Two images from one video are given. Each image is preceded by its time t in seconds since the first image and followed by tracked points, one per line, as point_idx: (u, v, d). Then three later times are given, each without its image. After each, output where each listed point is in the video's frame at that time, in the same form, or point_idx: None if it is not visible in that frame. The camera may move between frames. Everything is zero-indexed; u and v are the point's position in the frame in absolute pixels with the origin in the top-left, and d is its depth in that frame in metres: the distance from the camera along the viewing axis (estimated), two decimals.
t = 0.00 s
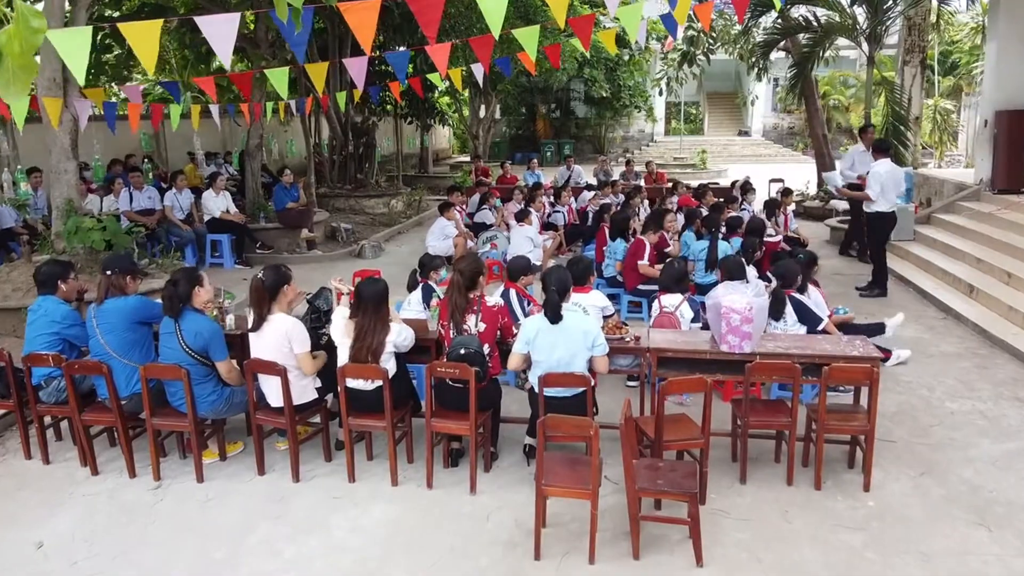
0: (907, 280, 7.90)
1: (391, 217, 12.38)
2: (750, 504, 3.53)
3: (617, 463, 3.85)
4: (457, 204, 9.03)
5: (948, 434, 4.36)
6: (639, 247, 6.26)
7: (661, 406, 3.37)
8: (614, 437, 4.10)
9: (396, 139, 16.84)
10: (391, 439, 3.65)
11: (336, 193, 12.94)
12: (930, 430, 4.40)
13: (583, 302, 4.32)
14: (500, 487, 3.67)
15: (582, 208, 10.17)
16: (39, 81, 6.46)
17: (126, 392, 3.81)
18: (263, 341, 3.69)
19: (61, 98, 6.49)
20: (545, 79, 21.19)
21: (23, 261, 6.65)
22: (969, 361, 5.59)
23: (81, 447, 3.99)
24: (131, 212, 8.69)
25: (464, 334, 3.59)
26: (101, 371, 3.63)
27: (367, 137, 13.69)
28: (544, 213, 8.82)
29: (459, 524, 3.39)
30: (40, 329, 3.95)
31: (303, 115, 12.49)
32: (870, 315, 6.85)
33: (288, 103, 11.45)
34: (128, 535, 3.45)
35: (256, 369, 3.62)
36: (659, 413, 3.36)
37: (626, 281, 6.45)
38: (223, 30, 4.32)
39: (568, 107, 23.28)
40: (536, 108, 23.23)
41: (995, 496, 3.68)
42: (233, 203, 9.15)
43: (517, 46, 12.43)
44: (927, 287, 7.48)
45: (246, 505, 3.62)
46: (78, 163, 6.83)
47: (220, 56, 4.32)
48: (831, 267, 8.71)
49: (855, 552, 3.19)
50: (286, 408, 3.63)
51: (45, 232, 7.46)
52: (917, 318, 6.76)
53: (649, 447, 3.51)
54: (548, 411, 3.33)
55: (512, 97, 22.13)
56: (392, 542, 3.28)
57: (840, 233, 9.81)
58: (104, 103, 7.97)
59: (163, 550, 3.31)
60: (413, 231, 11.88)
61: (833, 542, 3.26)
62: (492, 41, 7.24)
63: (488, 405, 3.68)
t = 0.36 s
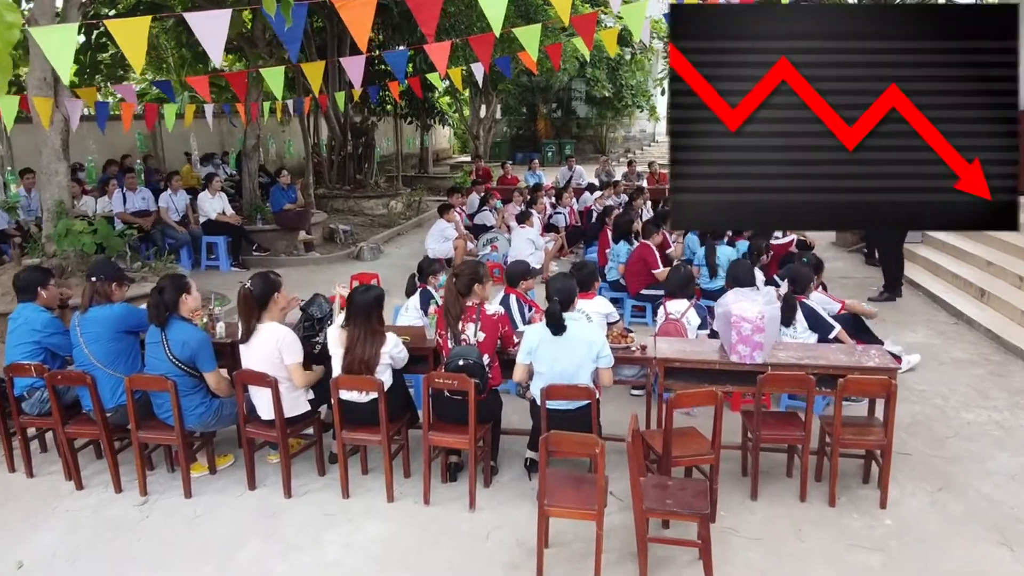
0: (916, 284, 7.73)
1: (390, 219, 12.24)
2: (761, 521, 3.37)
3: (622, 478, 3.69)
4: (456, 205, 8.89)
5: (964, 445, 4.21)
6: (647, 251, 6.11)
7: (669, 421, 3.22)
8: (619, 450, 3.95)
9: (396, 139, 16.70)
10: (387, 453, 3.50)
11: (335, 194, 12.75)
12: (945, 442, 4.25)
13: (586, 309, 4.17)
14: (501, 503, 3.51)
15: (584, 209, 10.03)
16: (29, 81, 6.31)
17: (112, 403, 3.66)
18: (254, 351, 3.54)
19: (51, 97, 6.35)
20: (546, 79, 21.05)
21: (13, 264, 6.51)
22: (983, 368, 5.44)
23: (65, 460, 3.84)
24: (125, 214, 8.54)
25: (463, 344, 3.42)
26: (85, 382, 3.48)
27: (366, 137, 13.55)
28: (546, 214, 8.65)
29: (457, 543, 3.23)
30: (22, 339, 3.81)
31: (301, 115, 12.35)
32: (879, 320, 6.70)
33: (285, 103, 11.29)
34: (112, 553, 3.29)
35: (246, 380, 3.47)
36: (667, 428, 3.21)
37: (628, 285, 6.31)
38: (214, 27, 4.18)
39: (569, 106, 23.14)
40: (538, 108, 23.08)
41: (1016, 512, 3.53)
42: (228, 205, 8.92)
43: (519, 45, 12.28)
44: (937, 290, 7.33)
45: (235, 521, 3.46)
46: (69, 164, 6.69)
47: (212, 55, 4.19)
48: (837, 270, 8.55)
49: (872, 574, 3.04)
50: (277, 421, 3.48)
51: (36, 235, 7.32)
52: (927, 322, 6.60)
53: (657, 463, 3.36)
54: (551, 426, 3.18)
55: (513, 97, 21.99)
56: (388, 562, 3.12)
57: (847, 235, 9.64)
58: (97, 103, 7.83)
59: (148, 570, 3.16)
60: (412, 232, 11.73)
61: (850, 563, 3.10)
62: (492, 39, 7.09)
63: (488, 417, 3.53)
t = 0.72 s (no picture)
0: (928, 288, 7.55)
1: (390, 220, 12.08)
2: (775, 542, 3.22)
3: (628, 494, 3.53)
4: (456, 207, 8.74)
5: (983, 459, 4.05)
6: (652, 255, 5.97)
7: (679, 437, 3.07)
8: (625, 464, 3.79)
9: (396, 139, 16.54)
10: (382, 469, 3.34)
11: (333, 195, 12.56)
12: (963, 455, 4.09)
13: (591, 316, 4.05)
14: (501, 522, 3.35)
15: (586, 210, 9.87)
16: (18, 80, 6.16)
17: (95, 416, 3.51)
18: (244, 362, 3.39)
19: (41, 97, 6.19)
20: (547, 79, 20.90)
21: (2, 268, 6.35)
22: (999, 376, 5.28)
23: (48, 475, 3.69)
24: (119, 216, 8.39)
25: (463, 355, 3.26)
26: (67, 395, 3.33)
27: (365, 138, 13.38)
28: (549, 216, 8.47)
29: (456, 566, 3.07)
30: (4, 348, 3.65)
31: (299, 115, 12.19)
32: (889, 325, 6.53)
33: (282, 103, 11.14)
34: None
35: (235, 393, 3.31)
36: (677, 445, 3.05)
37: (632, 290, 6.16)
38: (203, 23, 4.02)
39: (570, 106, 23.00)
40: (538, 108, 22.93)
41: None
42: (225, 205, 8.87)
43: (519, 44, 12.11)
44: (948, 295, 7.17)
45: (223, 541, 3.30)
46: (60, 166, 6.53)
47: (201, 53, 4.03)
48: (845, 273, 8.39)
49: None
50: (268, 435, 3.33)
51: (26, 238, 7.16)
52: (939, 328, 6.44)
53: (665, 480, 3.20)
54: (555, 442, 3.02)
55: (514, 96, 21.84)
56: None
57: (854, 237, 9.46)
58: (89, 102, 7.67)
59: None
60: (412, 234, 11.57)
61: None
62: (493, 38, 6.94)
63: (487, 431, 3.37)
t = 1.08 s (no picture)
0: (939, 293, 7.35)
1: (388, 221, 11.91)
2: (791, 568, 3.03)
3: (636, 516, 3.34)
4: (455, 209, 8.55)
5: (1006, 476, 3.86)
6: (656, 260, 5.80)
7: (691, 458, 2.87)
8: (632, 483, 3.61)
9: (395, 139, 16.36)
10: (374, 490, 3.15)
11: (331, 196, 12.39)
12: (986, 472, 3.90)
13: (595, 327, 3.89)
14: (501, 547, 3.16)
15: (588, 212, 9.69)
16: (3, 80, 5.97)
17: (72, 434, 3.33)
18: (227, 377, 3.20)
19: (27, 97, 6.01)
20: (548, 79, 20.74)
21: None
22: (1017, 386, 5.09)
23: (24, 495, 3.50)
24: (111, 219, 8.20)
25: (460, 371, 3.06)
26: (42, 411, 3.14)
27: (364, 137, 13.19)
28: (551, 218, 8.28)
29: None
30: None
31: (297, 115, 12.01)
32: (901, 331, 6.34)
33: (280, 103, 10.96)
34: None
35: (220, 409, 3.13)
36: (688, 466, 2.86)
37: (636, 296, 5.98)
38: (187, 21, 3.84)
39: (571, 106, 22.83)
40: (539, 108, 22.76)
41: None
42: (219, 208, 8.60)
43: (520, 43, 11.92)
44: (961, 300, 6.97)
45: (206, 567, 3.11)
46: (47, 167, 6.34)
47: (186, 51, 3.85)
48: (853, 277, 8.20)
49: None
50: (254, 454, 3.14)
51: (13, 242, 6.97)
52: (953, 334, 6.25)
53: (675, 503, 3.01)
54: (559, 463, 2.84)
55: (514, 96, 21.69)
56: None
57: (863, 240, 9.26)
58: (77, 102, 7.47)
59: None
60: (410, 236, 11.38)
61: None
62: (492, 35, 6.75)
63: (485, 450, 3.18)
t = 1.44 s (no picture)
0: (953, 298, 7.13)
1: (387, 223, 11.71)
2: None
3: (644, 544, 3.14)
4: (454, 212, 8.35)
5: None
6: (662, 266, 5.62)
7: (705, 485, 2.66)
8: (640, 506, 3.41)
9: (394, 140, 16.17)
10: (363, 519, 2.94)
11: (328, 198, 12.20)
12: (1012, 493, 3.69)
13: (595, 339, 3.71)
14: None
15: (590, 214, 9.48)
16: None
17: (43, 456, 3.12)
18: (206, 397, 3.00)
19: (10, 97, 5.81)
20: (549, 78, 20.54)
21: None
22: None
23: None
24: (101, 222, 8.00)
25: (452, 395, 2.84)
26: (10, 432, 2.94)
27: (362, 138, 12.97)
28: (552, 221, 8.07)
29: None
30: None
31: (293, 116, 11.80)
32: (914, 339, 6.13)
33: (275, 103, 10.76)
34: None
35: (199, 430, 2.93)
36: (701, 494, 2.65)
37: (641, 303, 5.78)
38: (169, 17, 3.68)
39: (572, 106, 22.64)
40: (540, 108, 22.56)
41: None
42: (212, 210, 8.41)
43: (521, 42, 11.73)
44: (975, 306, 6.77)
45: None
46: (31, 170, 6.14)
47: (168, 49, 3.69)
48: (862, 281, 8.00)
49: None
50: (235, 478, 2.94)
51: None
52: (968, 343, 6.04)
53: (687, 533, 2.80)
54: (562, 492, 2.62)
55: (515, 96, 21.51)
56: None
57: (871, 243, 9.05)
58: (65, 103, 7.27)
59: None
60: (409, 238, 11.19)
61: None
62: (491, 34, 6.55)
63: (482, 477, 2.98)
